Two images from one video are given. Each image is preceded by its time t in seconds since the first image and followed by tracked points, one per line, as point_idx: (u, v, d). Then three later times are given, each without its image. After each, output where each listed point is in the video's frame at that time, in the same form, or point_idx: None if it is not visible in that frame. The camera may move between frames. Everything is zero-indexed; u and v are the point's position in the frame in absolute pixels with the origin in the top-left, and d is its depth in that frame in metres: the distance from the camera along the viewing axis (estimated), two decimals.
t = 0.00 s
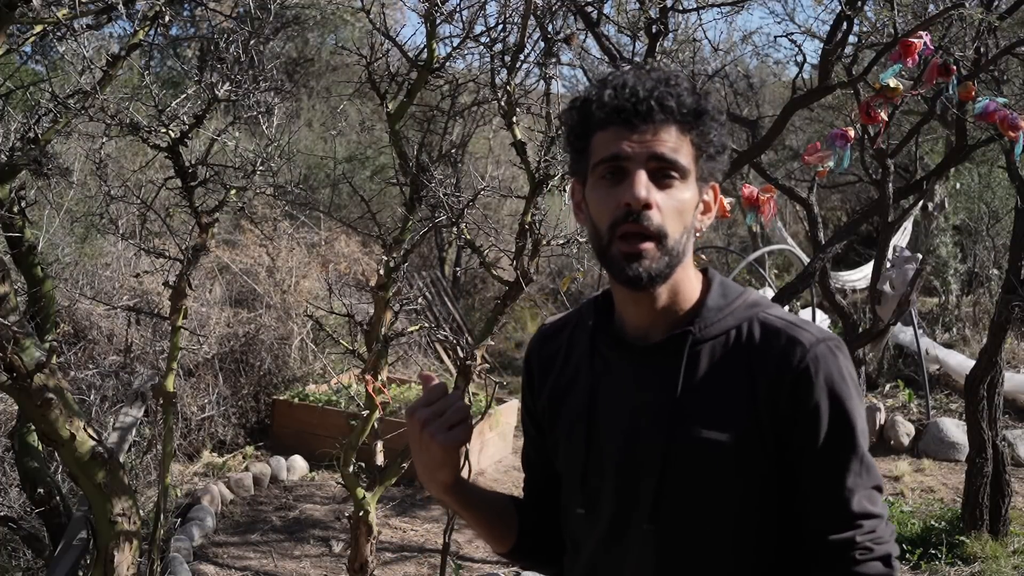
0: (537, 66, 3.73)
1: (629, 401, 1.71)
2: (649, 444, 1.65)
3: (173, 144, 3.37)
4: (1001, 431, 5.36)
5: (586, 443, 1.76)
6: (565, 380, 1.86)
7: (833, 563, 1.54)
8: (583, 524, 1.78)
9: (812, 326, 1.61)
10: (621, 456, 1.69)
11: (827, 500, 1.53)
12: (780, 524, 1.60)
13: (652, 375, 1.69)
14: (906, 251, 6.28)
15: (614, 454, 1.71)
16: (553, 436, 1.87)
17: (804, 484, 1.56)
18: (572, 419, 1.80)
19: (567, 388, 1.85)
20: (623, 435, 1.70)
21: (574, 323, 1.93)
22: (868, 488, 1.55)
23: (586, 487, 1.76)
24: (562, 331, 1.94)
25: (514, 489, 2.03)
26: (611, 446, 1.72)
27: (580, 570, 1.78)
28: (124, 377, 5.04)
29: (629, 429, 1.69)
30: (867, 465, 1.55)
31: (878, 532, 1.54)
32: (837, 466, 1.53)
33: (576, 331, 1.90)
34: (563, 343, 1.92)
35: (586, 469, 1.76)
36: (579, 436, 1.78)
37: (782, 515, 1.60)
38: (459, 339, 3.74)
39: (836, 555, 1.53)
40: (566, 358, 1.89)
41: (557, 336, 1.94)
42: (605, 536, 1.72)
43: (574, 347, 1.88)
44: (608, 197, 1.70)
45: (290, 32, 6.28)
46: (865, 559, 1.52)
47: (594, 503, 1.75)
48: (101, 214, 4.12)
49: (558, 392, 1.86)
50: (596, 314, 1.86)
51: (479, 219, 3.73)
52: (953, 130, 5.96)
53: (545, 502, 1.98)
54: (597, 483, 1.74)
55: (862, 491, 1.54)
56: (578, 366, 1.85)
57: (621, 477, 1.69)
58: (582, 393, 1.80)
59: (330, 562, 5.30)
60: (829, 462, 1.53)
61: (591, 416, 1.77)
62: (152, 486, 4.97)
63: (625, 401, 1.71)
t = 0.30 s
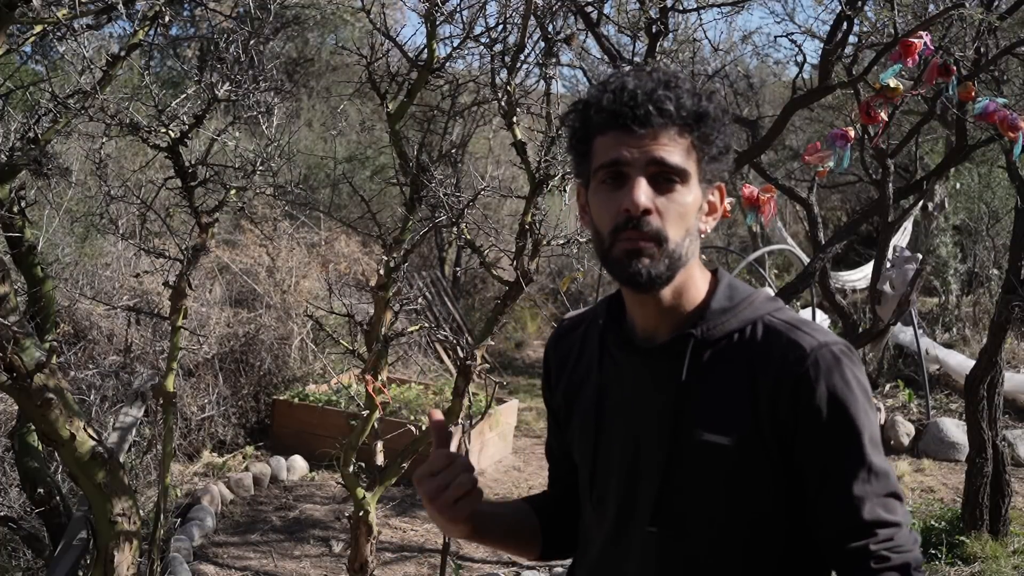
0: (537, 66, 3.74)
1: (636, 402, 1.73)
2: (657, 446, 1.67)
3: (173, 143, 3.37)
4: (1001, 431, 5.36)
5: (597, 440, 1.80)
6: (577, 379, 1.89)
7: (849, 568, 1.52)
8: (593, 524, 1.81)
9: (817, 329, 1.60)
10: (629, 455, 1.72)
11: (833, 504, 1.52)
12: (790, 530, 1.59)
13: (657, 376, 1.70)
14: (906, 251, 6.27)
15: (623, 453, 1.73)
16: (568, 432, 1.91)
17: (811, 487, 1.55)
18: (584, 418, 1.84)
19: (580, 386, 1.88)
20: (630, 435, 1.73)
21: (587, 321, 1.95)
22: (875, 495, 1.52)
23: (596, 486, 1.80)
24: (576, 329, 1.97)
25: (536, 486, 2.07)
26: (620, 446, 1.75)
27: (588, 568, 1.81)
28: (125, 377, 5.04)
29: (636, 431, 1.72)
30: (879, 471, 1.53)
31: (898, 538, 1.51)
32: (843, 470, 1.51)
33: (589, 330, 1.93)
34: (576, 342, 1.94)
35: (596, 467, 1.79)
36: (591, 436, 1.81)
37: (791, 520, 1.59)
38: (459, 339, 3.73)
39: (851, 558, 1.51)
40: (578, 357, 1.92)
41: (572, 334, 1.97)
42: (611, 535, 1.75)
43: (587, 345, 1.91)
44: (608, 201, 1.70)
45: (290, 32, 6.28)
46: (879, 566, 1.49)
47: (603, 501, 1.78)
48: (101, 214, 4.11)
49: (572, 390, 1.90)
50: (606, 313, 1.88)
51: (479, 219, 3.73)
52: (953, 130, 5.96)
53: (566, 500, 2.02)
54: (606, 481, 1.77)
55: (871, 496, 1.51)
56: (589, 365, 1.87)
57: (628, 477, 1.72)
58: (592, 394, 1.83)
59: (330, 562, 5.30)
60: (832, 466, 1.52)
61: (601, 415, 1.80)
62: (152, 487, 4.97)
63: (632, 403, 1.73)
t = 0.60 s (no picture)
0: (537, 66, 3.74)
1: (642, 403, 1.73)
2: (662, 446, 1.68)
3: (173, 143, 3.37)
4: (1001, 431, 5.36)
5: (600, 441, 1.80)
6: (579, 379, 1.89)
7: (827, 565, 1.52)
8: (595, 521, 1.82)
9: (822, 329, 1.60)
10: (632, 457, 1.72)
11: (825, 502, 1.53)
12: (781, 525, 1.61)
13: (661, 376, 1.71)
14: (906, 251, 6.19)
15: (626, 454, 1.74)
16: (570, 433, 1.91)
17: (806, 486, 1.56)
18: (587, 417, 1.84)
19: (581, 385, 1.88)
20: (634, 437, 1.73)
21: (588, 321, 1.94)
22: (876, 495, 1.53)
23: (599, 484, 1.81)
24: (577, 329, 1.96)
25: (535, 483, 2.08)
26: (623, 446, 1.75)
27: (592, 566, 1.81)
28: (125, 377, 5.05)
29: (640, 432, 1.72)
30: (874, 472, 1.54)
31: (879, 541, 1.52)
32: (839, 469, 1.51)
33: (590, 330, 1.93)
34: (577, 342, 1.94)
35: (599, 466, 1.80)
36: (594, 435, 1.82)
37: (786, 517, 1.60)
38: (459, 339, 3.73)
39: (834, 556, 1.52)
40: (580, 357, 1.92)
41: (572, 334, 1.96)
42: (615, 534, 1.76)
43: (588, 345, 1.91)
44: (612, 199, 1.70)
45: (290, 32, 6.28)
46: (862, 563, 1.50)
47: (607, 501, 1.79)
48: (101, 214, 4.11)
49: (573, 390, 1.90)
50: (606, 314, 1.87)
51: (479, 219, 3.73)
52: (953, 130, 5.96)
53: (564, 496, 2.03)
54: (610, 481, 1.78)
55: (864, 496, 1.52)
56: (591, 365, 1.87)
57: (632, 477, 1.72)
58: (595, 393, 1.83)
59: (330, 562, 5.30)
60: (832, 466, 1.52)
61: (604, 416, 1.80)
62: (152, 487, 4.97)
63: (637, 403, 1.73)
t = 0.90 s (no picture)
0: (537, 66, 3.74)
1: (640, 402, 1.73)
2: (660, 445, 1.67)
3: (173, 143, 3.36)
4: (1001, 431, 5.36)
5: (596, 441, 1.80)
6: (574, 379, 1.89)
7: (818, 563, 1.53)
8: (591, 521, 1.82)
9: (818, 328, 1.60)
10: (629, 456, 1.72)
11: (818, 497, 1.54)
12: (775, 523, 1.61)
13: (658, 376, 1.71)
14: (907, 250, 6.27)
15: (622, 454, 1.74)
16: (566, 433, 1.91)
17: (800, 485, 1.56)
18: (584, 417, 1.83)
19: (578, 384, 1.88)
20: (630, 437, 1.72)
21: (583, 320, 1.94)
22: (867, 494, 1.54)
23: (595, 485, 1.80)
24: (572, 329, 1.96)
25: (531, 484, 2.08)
26: (619, 446, 1.75)
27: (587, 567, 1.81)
28: (125, 378, 5.05)
29: (637, 431, 1.72)
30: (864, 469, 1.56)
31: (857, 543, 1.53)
32: (831, 469, 1.52)
33: (585, 329, 1.92)
34: (573, 340, 1.94)
35: (595, 467, 1.80)
36: (590, 436, 1.81)
37: (780, 517, 1.60)
38: (459, 339, 3.73)
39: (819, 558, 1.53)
40: (576, 356, 1.91)
41: (568, 333, 1.96)
42: (611, 535, 1.75)
43: (584, 344, 1.91)
44: (610, 203, 1.70)
45: (290, 32, 6.28)
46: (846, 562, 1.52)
47: (603, 501, 1.79)
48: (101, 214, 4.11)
49: (569, 390, 1.90)
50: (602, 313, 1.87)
51: (479, 219, 3.72)
52: (953, 130, 5.96)
53: (559, 496, 2.02)
54: (606, 482, 1.77)
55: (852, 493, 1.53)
56: (587, 364, 1.87)
57: (630, 476, 1.72)
58: (591, 393, 1.83)
59: (330, 562, 5.30)
60: (826, 465, 1.53)
61: (600, 417, 1.80)
62: (152, 487, 4.96)
63: (634, 403, 1.73)
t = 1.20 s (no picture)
0: (537, 66, 3.74)
1: (641, 400, 1.73)
2: (662, 443, 1.67)
3: (173, 143, 3.36)
4: (1001, 431, 5.36)
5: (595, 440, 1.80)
6: (573, 377, 1.89)
7: (835, 557, 1.54)
8: (589, 520, 1.81)
9: (818, 325, 1.62)
10: (629, 454, 1.72)
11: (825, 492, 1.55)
12: (782, 519, 1.61)
13: (660, 374, 1.71)
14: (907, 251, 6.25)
15: (623, 452, 1.74)
16: (563, 432, 1.90)
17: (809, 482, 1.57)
18: (583, 415, 1.83)
19: (577, 383, 1.88)
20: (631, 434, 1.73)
21: (582, 319, 1.94)
22: (876, 492, 1.55)
23: (594, 483, 1.80)
24: (570, 328, 1.96)
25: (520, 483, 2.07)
26: (619, 444, 1.75)
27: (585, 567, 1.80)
28: (124, 378, 5.05)
29: (638, 429, 1.72)
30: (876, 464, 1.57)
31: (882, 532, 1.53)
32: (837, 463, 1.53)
33: (584, 328, 1.92)
34: (572, 339, 1.93)
35: (593, 465, 1.80)
36: (589, 434, 1.81)
37: (784, 515, 1.61)
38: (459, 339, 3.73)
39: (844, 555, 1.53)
40: (574, 355, 1.91)
41: (566, 332, 1.96)
42: (611, 534, 1.75)
43: (582, 343, 1.91)
44: (601, 205, 1.71)
45: (290, 32, 6.29)
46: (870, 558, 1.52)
47: (602, 499, 1.78)
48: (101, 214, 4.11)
49: (567, 389, 1.89)
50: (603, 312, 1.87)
51: (479, 219, 3.72)
52: (952, 130, 5.96)
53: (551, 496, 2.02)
54: (605, 479, 1.77)
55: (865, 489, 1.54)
56: (586, 363, 1.87)
57: (630, 474, 1.72)
58: (590, 391, 1.83)
59: (330, 562, 5.30)
60: (830, 460, 1.54)
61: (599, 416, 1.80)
62: (152, 487, 4.96)
63: (636, 400, 1.74)
